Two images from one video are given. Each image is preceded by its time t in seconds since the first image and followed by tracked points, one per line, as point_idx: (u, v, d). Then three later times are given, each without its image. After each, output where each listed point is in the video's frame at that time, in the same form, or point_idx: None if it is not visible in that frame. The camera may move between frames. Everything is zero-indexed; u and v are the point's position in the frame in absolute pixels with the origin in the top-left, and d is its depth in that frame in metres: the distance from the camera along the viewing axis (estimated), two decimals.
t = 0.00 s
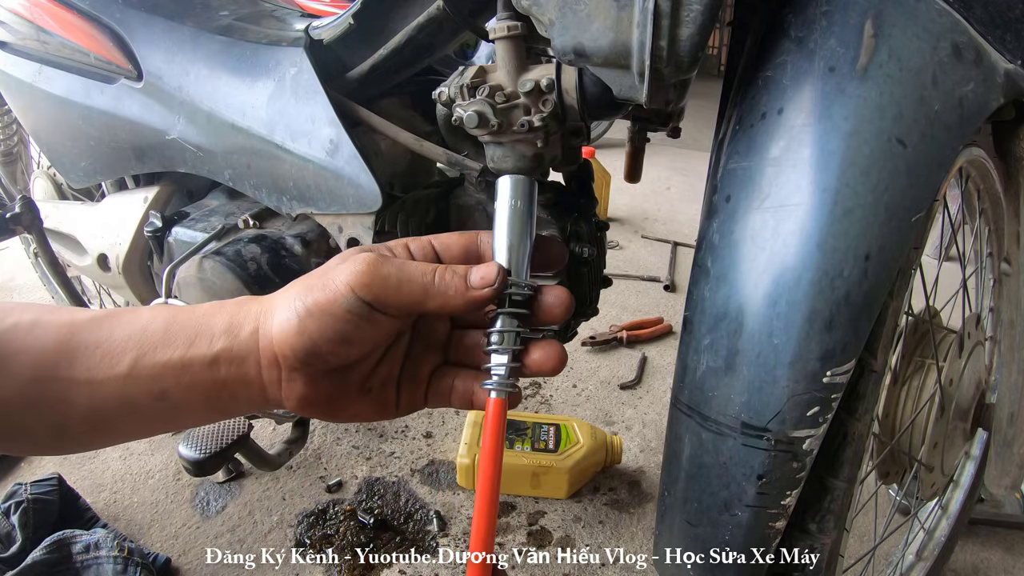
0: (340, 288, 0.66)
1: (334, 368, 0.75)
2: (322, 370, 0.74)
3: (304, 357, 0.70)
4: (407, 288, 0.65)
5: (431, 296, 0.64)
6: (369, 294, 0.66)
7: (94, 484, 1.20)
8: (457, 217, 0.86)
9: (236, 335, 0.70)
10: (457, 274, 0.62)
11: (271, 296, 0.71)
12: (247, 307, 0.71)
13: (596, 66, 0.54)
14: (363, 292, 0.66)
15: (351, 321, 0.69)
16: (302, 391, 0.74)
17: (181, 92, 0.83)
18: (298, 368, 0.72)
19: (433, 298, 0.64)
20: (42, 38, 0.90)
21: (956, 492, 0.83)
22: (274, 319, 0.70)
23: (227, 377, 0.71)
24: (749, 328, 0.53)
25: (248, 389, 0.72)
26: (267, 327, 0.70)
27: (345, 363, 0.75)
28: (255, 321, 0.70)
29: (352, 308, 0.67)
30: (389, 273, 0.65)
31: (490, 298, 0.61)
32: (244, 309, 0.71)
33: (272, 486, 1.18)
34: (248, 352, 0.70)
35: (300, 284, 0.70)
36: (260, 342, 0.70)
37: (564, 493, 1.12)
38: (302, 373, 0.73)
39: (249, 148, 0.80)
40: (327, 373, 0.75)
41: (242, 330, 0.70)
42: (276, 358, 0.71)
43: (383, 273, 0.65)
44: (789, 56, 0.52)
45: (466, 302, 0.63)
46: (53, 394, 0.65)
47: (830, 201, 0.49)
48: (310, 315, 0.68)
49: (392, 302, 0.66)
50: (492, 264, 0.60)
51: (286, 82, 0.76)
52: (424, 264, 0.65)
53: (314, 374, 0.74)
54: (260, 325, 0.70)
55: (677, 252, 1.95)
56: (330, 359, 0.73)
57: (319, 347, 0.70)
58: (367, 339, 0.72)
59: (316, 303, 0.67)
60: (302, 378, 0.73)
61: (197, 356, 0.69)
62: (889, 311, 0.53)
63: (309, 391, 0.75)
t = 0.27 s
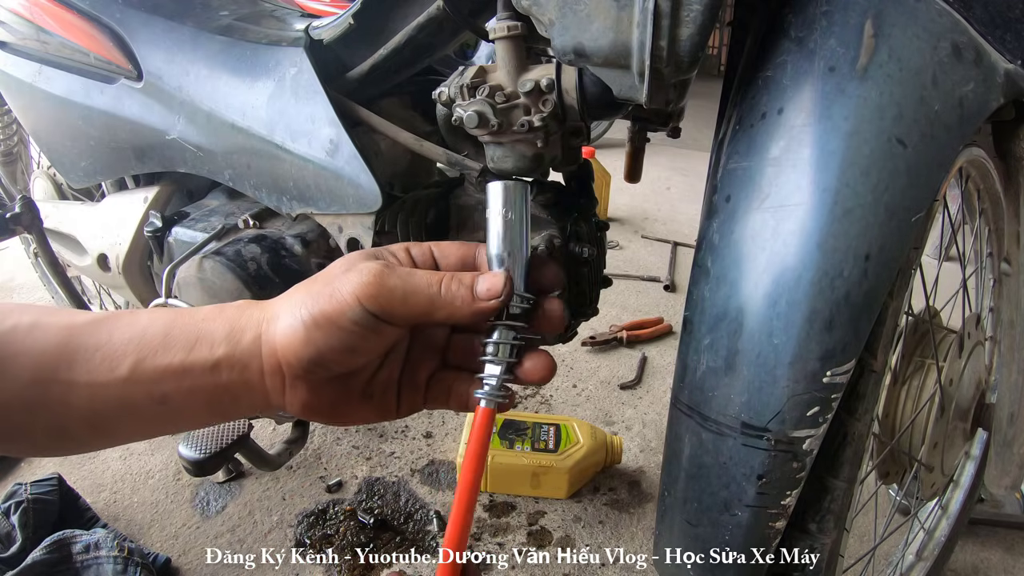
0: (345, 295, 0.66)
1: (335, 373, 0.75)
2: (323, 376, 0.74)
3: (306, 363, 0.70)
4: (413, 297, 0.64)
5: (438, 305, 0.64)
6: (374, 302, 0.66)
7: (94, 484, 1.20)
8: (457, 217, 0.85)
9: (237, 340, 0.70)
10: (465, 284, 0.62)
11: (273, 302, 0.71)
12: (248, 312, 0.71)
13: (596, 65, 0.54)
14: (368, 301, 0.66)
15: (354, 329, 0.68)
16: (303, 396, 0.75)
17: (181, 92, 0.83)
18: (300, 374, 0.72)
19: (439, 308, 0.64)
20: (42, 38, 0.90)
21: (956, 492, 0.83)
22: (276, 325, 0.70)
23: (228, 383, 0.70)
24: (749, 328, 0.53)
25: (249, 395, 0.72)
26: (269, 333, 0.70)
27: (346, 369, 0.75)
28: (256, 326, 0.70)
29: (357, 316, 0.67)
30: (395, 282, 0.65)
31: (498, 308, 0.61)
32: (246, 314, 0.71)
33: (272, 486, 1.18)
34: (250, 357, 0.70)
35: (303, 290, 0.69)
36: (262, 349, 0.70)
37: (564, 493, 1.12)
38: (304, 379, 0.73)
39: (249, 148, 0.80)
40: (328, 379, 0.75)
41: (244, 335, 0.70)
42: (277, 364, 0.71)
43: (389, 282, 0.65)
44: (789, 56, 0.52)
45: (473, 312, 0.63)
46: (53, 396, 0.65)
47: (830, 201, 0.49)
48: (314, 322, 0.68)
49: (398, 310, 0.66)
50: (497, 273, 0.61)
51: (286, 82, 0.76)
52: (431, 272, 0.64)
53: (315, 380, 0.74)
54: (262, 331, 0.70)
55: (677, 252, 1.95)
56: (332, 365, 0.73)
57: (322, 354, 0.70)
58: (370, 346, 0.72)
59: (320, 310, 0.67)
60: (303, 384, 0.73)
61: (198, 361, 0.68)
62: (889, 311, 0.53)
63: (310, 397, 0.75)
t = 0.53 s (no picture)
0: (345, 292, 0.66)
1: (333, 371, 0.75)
2: (321, 375, 0.74)
3: (305, 361, 0.70)
4: (414, 293, 0.64)
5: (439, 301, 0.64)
6: (374, 299, 0.66)
7: (94, 484, 1.20)
8: (457, 217, 0.85)
9: (235, 338, 0.69)
10: (467, 278, 0.61)
11: (271, 299, 0.71)
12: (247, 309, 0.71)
13: (596, 65, 0.54)
14: (368, 298, 0.65)
15: (353, 327, 0.68)
16: (302, 393, 0.75)
17: (181, 92, 0.83)
18: (298, 372, 0.72)
19: (439, 304, 0.64)
20: (42, 38, 0.90)
21: (957, 492, 0.83)
22: (275, 323, 0.69)
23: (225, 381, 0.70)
24: (750, 328, 0.53)
25: (247, 392, 0.72)
26: (267, 330, 0.70)
27: (345, 368, 0.75)
28: (254, 324, 0.70)
29: (357, 313, 0.67)
30: (396, 278, 0.65)
31: (501, 300, 0.60)
32: (244, 311, 0.71)
33: (272, 486, 1.18)
34: (247, 355, 0.70)
35: (302, 287, 0.69)
36: (260, 346, 0.70)
37: (564, 493, 1.12)
38: (302, 377, 0.73)
39: (249, 148, 0.80)
40: (327, 377, 0.75)
41: (241, 333, 0.70)
42: (275, 362, 0.71)
43: (389, 278, 0.65)
44: (789, 56, 0.52)
45: (475, 306, 0.62)
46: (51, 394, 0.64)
47: (830, 201, 0.49)
48: (313, 319, 0.68)
49: (398, 307, 0.66)
50: (504, 263, 0.59)
51: (286, 82, 0.76)
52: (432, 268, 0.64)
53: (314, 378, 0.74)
54: (260, 328, 0.70)
55: (677, 252, 1.95)
56: (330, 363, 0.73)
57: (321, 351, 0.70)
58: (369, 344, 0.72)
59: (319, 307, 0.67)
60: (301, 382, 0.73)
61: (195, 358, 0.68)
62: (889, 311, 0.53)
63: (309, 394, 0.75)
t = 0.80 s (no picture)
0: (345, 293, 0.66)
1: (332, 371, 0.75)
2: (321, 374, 0.74)
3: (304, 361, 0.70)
4: (414, 295, 0.64)
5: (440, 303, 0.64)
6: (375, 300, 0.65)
7: (94, 484, 1.20)
8: (456, 217, 0.84)
9: (234, 338, 0.69)
10: (467, 280, 0.61)
11: (271, 298, 0.71)
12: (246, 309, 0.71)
13: (596, 65, 0.54)
14: (368, 299, 0.65)
15: (353, 327, 0.68)
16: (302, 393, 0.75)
17: (181, 92, 0.83)
18: (298, 371, 0.72)
19: (440, 305, 0.64)
20: (42, 38, 0.90)
21: (957, 492, 0.83)
22: (274, 323, 0.69)
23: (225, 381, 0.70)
24: (750, 328, 0.53)
25: (246, 392, 0.72)
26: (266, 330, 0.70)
27: (344, 367, 0.75)
28: (254, 323, 0.70)
29: (358, 315, 0.67)
30: (396, 279, 0.64)
31: (502, 303, 0.60)
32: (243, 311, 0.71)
33: (272, 486, 1.18)
34: (247, 355, 0.70)
35: (301, 288, 0.69)
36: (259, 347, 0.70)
37: (564, 493, 1.12)
38: (302, 377, 0.73)
39: (249, 148, 0.80)
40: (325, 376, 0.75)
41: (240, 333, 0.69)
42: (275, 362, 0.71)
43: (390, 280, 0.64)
44: (789, 56, 0.52)
45: (476, 308, 0.62)
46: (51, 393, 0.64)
47: (830, 201, 0.49)
48: (313, 320, 0.68)
49: (398, 309, 0.65)
50: (504, 266, 0.59)
51: (286, 82, 0.76)
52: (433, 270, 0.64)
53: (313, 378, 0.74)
54: (259, 328, 0.70)
55: (677, 252, 1.95)
56: (330, 363, 0.73)
57: (321, 351, 0.70)
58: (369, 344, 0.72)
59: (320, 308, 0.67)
60: (300, 382, 0.73)
61: (194, 359, 0.68)
62: (889, 311, 0.53)
63: (308, 394, 0.75)
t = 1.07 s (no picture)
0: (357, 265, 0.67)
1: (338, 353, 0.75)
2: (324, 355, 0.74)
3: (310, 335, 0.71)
4: (424, 263, 0.65)
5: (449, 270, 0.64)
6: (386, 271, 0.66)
7: (94, 484, 1.20)
8: (457, 217, 0.85)
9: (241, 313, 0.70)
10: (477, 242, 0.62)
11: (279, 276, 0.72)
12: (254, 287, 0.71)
13: (596, 66, 0.54)
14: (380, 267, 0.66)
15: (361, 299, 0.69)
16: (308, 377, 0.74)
17: (181, 92, 0.83)
18: (302, 346, 0.72)
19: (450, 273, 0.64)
20: (42, 38, 0.90)
21: (957, 492, 0.83)
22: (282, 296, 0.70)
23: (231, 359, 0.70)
24: (750, 329, 0.53)
25: (248, 372, 0.71)
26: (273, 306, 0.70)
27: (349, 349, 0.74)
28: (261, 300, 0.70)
29: (368, 284, 0.68)
30: (407, 248, 0.65)
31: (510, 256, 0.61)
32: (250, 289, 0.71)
33: (272, 486, 1.18)
34: (253, 330, 0.70)
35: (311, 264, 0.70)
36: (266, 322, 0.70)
37: (564, 494, 1.12)
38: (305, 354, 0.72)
39: (249, 148, 0.80)
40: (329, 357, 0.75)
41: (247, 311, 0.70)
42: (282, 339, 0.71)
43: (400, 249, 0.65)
44: (789, 56, 0.52)
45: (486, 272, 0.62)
46: (56, 383, 0.64)
47: (830, 201, 0.49)
48: (321, 292, 0.68)
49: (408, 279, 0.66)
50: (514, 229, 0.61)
51: (286, 82, 0.76)
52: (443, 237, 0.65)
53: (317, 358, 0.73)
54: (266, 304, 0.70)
55: (677, 252, 1.95)
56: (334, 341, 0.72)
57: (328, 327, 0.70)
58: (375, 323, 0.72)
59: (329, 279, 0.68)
60: (305, 362, 0.73)
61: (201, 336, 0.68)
62: (889, 311, 0.53)
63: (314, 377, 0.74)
